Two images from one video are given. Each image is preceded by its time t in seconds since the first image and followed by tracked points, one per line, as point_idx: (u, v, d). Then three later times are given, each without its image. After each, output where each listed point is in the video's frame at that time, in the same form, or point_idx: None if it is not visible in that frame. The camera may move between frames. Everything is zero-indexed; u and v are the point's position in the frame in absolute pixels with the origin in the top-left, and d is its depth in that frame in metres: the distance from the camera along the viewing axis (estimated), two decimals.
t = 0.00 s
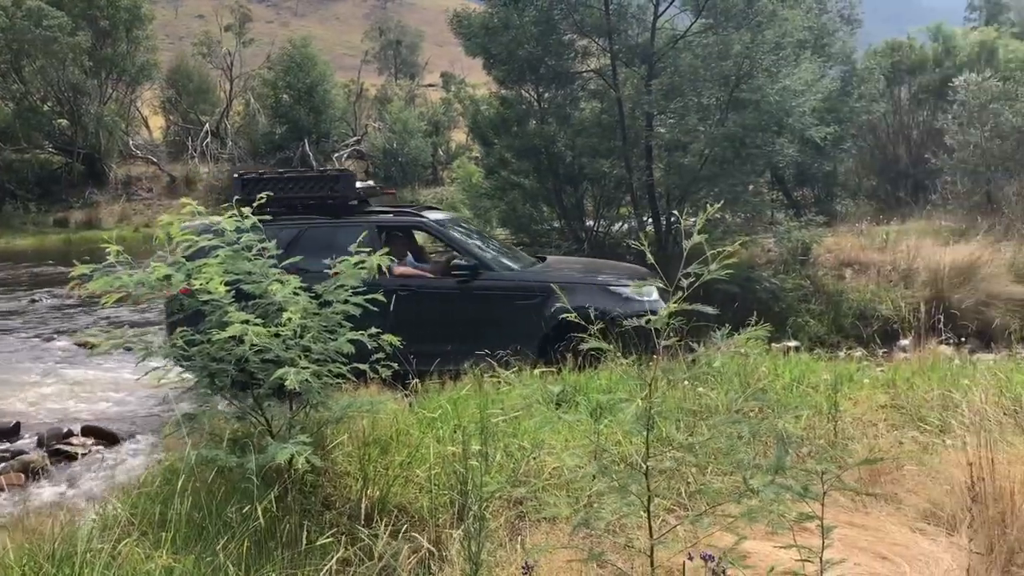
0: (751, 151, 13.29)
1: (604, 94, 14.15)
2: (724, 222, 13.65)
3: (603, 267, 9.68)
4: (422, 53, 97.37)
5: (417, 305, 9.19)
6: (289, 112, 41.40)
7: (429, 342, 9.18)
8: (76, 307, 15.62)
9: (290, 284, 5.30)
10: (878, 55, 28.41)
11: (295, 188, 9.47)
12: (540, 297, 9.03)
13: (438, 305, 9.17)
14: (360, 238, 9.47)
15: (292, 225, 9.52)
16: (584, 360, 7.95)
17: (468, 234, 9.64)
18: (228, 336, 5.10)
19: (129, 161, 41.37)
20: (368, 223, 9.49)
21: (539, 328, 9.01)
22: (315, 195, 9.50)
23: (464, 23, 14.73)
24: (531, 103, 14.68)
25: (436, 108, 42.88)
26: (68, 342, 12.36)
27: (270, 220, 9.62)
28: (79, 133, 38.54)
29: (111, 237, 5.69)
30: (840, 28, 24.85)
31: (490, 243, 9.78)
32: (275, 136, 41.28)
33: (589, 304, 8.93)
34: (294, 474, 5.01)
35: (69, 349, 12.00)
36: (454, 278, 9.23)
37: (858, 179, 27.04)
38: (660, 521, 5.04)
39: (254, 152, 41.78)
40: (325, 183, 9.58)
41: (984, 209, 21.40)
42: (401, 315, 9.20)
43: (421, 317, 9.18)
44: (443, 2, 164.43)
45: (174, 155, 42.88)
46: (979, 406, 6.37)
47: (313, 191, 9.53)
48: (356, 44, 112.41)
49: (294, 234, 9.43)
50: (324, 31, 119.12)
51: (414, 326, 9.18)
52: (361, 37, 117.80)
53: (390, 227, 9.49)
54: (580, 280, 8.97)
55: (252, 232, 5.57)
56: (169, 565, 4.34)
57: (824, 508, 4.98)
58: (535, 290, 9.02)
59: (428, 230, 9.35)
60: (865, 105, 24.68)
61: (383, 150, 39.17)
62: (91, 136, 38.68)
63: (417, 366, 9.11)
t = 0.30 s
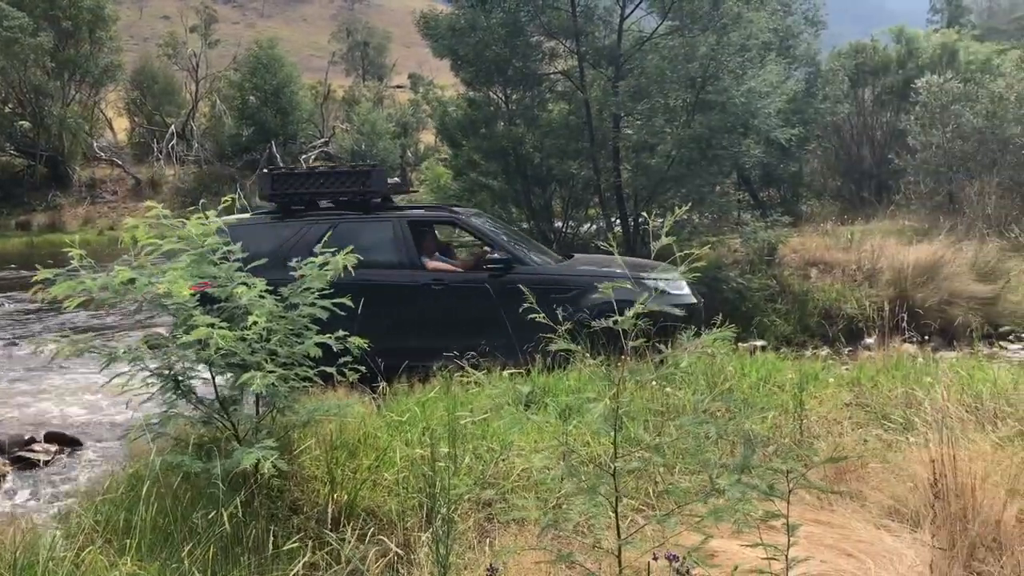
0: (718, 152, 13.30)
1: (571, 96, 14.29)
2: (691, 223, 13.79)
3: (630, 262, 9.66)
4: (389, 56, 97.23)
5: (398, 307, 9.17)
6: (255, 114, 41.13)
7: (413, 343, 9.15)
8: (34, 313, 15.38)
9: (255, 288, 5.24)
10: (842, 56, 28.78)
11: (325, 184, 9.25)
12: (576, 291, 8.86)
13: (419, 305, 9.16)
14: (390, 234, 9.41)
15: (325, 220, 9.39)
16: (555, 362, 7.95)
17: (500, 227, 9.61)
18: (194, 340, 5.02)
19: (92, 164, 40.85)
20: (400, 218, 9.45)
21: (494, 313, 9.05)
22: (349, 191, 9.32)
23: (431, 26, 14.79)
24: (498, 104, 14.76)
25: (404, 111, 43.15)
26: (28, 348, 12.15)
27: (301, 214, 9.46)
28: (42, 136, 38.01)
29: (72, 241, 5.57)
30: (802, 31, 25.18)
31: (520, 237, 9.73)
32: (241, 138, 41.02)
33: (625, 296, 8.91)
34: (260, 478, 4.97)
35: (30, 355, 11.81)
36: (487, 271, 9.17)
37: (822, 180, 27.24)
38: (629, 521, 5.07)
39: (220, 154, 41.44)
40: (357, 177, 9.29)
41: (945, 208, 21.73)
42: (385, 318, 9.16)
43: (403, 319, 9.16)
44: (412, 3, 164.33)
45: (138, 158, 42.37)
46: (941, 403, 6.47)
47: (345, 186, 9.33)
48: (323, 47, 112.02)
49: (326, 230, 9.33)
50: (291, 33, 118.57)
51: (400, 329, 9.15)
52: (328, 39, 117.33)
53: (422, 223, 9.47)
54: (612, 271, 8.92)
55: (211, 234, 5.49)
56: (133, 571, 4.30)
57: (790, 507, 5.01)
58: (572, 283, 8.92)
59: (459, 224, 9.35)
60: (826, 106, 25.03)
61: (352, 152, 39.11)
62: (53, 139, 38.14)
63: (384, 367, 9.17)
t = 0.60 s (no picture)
0: (695, 157, 13.44)
1: (549, 102, 14.48)
2: (669, 228, 14.05)
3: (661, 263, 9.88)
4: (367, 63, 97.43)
5: (401, 313, 9.14)
6: (234, 119, 40.75)
7: (413, 348, 9.15)
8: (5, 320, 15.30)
9: (233, 295, 5.23)
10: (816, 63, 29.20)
11: (365, 188, 9.55)
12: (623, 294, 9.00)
13: (443, 310, 9.12)
14: (427, 239, 9.39)
15: (363, 226, 9.42)
16: (533, 367, 7.97)
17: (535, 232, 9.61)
18: (169, 348, 5.00)
19: (68, 170, 40.59)
20: (438, 223, 9.44)
21: (471, 318, 9.06)
22: (384, 195, 9.54)
23: (409, 32, 14.99)
24: (477, 108, 15.07)
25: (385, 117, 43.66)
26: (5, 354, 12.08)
27: (337, 219, 9.59)
28: (17, 142, 37.71)
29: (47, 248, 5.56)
30: (776, 39, 25.49)
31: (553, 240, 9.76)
32: (219, 143, 40.93)
33: (669, 301, 9.14)
34: (237, 486, 4.95)
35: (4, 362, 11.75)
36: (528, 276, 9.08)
37: (799, 185, 27.42)
38: (607, 526, 5.09)
39: (198, 160, 41.30)
40: (396, 182, 9.59)
41: (921, 213, 21.97)
42: (393, 323, 9.14)
43: (407, 326, 9.13)
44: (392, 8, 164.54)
45: (115, 164, 42.17)
46: (915, 406, 6.55)
47: (382, 190, 9.58)
48: (303, 54, 112.01)
49: (365, 236, 9.37)
50: (270, 39, 118.50)
51: (410, 334, 9.13)
52: (307, 46, 117.30)
53: (458, 227, 9.45)
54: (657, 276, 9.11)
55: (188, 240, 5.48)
56: None
57: (764, 511, 5.05)
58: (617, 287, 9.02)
59: (496, 229, 9.37)
60: (798, 113, 25.38)
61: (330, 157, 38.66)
62: (29, 144, 37.86)
63: (362, 376, 9.20)
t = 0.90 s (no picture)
0: (674, 166, 13.53)
1: (529, 111, 14.55)
2: (648, 236, 14.11)
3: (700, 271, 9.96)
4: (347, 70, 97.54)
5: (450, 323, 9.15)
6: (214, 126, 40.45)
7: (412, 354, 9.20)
8: None
9: (211, 303, 5.21)
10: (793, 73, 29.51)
11: (408, 197, 9.49)
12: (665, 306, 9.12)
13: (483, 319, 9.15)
14: (470, 248, 9.30)
15: (404, 234, 9.30)
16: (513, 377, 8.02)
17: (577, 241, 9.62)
18: (145, 358, 4.96)
19: (45, 177, 40.28)
20: (480, 232, 9.35)
21: (450, 325, 9.16)
22: (427, 205, 9.49)
23: (389, 41, 14.99)
24: (457, 118, 15.13)
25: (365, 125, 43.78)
26: None
27: (375, 227, 9.41)
28: None
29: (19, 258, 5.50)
30: (753, 48, 25.68)
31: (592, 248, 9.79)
32: (199, 150, 40.77)
33: (710, 313, 9.24)
34: (213, 496, 4.93)
35: None
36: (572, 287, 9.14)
37: (777, 193, 27.59)
38: (585, 534, 5.12)
39: (177, 167, 40.85)
40: (437, 193, 9.53)
41: (898, 221, 22.16)
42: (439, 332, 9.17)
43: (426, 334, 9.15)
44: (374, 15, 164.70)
45: (93, 171, 41.91)
46: (890, 414, 6.59)
47: (424, 200, 9.53)
48: (283, 60, 111.92)
49: (406, 245, 9.25)
50: (250, 46, 118.33)
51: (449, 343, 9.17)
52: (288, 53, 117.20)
53: (500, 236, 9.38)
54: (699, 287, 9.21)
55: (166, 250, 5.45)
56: None
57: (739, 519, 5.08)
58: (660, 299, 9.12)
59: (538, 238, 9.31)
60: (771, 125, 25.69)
61: (310, 163, 39.79)
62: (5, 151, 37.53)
63: (340, 385, 9.16)
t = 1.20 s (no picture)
0: (648, 176, 13.64)
1: (504, 120, 14.66)
2: (623, 245, 14.17)
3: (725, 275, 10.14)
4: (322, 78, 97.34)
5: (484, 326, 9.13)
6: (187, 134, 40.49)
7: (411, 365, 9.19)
8: None
9: (182, 311, 5.20)
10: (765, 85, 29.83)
11: (439, 200, 9.65)
12: (694, 306, 9.33)
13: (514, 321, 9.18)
14: (501, 251, 9.33)
15: (435, 237, 9.34)
16: (484, 385, 8.04)
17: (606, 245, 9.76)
18: (114, 366, 4.93)
19: (16, 184, 39.89)
20: (511, 234, 9.40)
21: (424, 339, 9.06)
22: (459, 208, 9.68)
23: (364, 49, 15.04)
24: (432, 126, 15.20)
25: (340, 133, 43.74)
26: None
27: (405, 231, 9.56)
28: None
29: None
30: (726, 60, 25.94)
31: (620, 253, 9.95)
32: (173, 158, 40.58)
33: (740, 312, 9.38)
34: (184, 505, 4.91)
35: None
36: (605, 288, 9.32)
37: (750, 203, 27.84)
38: (557, 542, 5.14)
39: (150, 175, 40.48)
40: (470, 195, 9.71)
41: (869, 231, 22.42)
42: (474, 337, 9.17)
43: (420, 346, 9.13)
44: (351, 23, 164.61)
45: (65, 178, 41.58)
46: (859, 422, 6.66)
47: (456, 203, 9.71)
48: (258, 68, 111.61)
49: (437, 248, 9.28)
50: (226, 54, 117.93)
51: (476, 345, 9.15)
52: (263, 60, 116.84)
53: (530, 238, 9.40)
54: (726, 286, 9.40)
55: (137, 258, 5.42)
56: None
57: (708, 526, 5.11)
58: (690, 298, 9.33)
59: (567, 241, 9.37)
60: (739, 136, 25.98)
61: (285, 172, 40.47)
62: None
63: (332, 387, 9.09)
